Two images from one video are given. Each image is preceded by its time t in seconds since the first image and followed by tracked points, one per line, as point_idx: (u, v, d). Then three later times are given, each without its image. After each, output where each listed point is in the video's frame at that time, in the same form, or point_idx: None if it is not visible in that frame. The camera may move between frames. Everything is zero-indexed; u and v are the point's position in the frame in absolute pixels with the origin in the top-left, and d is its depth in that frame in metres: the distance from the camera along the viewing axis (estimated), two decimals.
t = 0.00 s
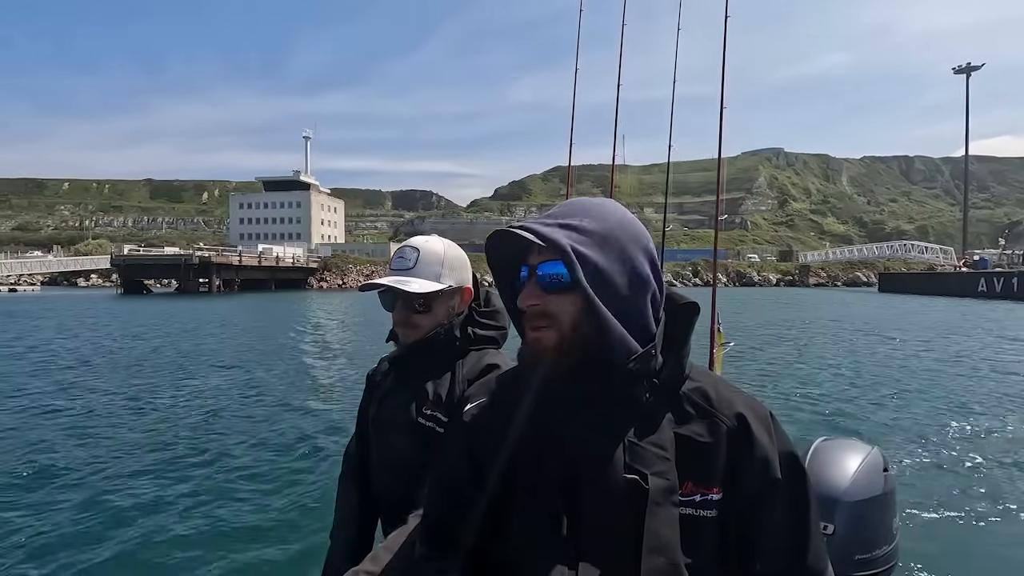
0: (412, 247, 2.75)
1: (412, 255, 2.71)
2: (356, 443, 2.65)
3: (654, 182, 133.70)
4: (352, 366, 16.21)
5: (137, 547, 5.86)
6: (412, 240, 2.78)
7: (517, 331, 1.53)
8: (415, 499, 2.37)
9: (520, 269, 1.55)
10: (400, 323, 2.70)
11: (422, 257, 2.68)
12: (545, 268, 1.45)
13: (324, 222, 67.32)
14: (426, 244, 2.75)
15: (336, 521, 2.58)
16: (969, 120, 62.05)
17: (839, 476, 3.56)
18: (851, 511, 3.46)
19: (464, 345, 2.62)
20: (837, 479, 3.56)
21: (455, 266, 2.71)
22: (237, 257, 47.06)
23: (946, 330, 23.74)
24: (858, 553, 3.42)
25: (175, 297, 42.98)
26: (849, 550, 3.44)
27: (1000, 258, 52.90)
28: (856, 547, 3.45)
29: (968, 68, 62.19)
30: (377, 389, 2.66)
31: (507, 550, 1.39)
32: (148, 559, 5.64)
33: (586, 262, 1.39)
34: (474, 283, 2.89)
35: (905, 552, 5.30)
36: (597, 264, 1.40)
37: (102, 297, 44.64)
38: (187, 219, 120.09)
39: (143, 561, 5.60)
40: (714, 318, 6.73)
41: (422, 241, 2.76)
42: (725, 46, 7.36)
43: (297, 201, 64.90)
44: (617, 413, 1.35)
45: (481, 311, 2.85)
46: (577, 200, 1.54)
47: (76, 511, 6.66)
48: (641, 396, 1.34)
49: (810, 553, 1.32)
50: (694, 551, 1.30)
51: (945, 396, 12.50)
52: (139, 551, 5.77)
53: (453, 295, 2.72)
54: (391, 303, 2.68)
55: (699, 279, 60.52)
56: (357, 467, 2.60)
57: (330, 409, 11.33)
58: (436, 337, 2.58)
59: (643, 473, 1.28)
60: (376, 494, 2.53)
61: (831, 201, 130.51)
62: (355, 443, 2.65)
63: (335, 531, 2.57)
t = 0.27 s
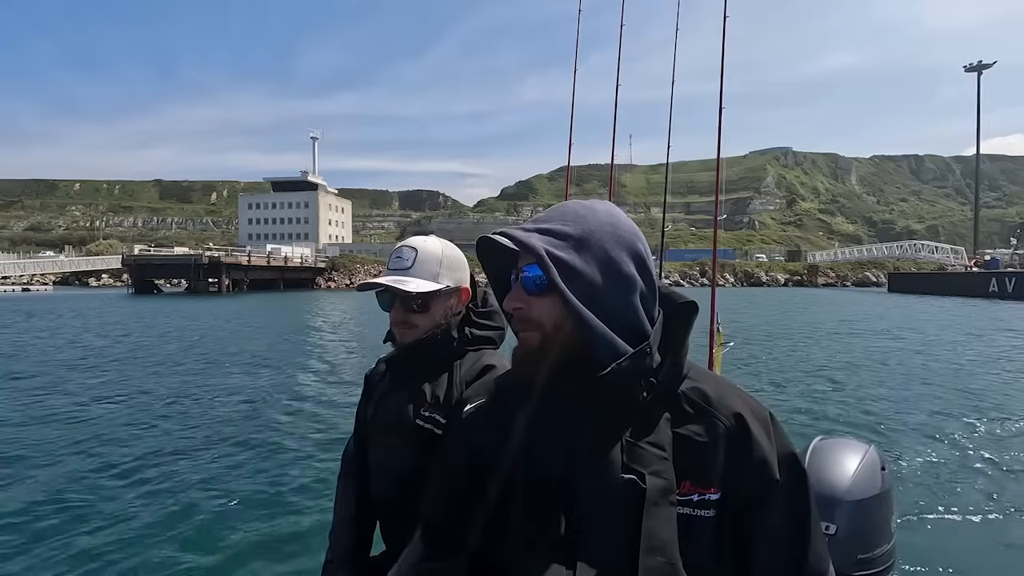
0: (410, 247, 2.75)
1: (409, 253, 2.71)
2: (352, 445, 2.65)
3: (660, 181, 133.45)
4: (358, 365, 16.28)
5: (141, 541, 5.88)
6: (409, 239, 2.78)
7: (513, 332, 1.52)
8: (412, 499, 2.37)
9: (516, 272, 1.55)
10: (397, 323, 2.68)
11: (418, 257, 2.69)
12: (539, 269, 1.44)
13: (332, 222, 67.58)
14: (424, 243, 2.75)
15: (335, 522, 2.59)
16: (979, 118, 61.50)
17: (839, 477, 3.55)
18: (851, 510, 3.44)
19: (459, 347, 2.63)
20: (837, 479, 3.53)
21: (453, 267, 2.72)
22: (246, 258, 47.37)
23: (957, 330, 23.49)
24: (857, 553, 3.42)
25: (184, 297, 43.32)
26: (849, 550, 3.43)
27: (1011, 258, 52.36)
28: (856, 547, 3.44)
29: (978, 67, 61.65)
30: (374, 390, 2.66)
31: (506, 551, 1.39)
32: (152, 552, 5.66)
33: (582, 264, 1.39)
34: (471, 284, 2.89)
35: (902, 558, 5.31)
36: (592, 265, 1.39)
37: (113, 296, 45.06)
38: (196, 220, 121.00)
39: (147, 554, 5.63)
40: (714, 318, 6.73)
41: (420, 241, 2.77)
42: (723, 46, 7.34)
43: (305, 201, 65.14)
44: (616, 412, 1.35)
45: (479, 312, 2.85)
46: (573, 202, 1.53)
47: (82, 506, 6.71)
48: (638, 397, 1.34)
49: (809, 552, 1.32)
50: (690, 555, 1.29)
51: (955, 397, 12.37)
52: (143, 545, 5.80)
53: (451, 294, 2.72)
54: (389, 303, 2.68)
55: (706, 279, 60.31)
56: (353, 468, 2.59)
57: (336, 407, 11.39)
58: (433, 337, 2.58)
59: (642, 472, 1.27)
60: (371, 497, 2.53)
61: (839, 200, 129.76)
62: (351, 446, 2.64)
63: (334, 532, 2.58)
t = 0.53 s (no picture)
0: (408, 247, 2.75)
1: (407, 254, 2.71)
2: (351, 446, 2.65)
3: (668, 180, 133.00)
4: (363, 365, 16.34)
5: (145, 538, 5.89)
6: (408, 241, 2.77)
7: (512, 333, 1.53)
8: (412, 499, 2.38)
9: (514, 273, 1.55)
10: (396, 324, 2.68)
11: (417, 257, 2.68)
12: (538, 270, 1.44)
13: (340, 222, 67.89)
14: (421, 245, 2.75)
15: (334, 523, 2.59)
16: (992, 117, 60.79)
17: (838, 478, 3.51)
18: (852, 512, 3.40)
19: (457, 349, 2.63)
20: (837, 481, 3.49)
21: (451, 268, 2.71)
22: (255, 258, 47.69)
23: (968, 331, 23.22)
24: (859, 554, 3.35)
25: (194, 297, 43.62)
26: (850, 551, 3.39)
27: None
28: (857, 549, 3.39)
29: (990, 65, 60.96)
30: (373, 391, 2.66)
31: (505, 553, 1.39)
32: (155, 549, 5.66)
33: (582, 265, 1.39)
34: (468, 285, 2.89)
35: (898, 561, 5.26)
36: (591, 266, 1.40)
37: (123, 296, 45.46)
38: (206, 220, 121.91)
39: (152, 550, 5.66)
40: (713, 319, 6.70)
41: (418, 243, 2.77)
42: (723, 47, 7.31)
43: (313, 202, 65.40)
44: (614, 412, 1.35)
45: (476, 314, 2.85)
46: (572, 203, 1.54)
47: (88, 503, 6.73)
48: (636, 396, 1.34)
49: (807, 551, 1.32)
50: (689, 553, 1.30)
51: (966, 398, 12.22)
52: (147, 542, 5.80)
53: (449, 295, 2.72)
54: (388, 304, 2.68)
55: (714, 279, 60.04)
56: (353, 469, 2.60)
57: (341, 407, 11.45)
58: (432, 338, 2.58)
59: (639, 472, 1.28)
60: (371, 499, 2.54)
61: (849, 200, 128.65)
62: (350, 447, 2.64)
63: (334, 533, 2.58)
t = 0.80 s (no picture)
0: (409, 247, 2.73)
1: (409, 254, 2.69)
2: (351, 447, 2.65)
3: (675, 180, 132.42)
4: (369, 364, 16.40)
5: (151, 538, 5.90)
6: (409, 240, 2.77)
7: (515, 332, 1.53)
8: (411, 499, 2.38)
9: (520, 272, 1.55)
10: (397, 323, 2.68)
11: (418, 256, 2.67)
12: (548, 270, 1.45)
13: (347, 222, 68.10)
14: (423, 244, 2.74)
15: (332, 523, 2.59)
16: (1005, 115, 60.05)
17: (838, 479, 3.49)
18: (851, 512, 3.40)
19: (457, 349, 2.64)
20: (837, 481, 3.49)
21: (452, 268, 2.71)
22: (264, 258, 47.94)
23: (980, 331, 22.92)
24: (858, 555, 3.36)
25: (204, 297, 43.93)
26: (849, 552, 3.39)
27: None
28: (856, 549, 3.40)
29: (1002, 63, 60.27)
30: (374, 392, 2.67)
31: (502, 545, 1.40)
32: (160, 549, 5.68)
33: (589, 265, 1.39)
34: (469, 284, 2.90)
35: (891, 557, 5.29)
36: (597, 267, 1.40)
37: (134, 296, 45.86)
38: (215, 221, 122.75)
39: (157, 549, 5.68)
40: (713, 320, 6.69)
41: (419, 242, 2.76)
42: (724, 48, 7.26)
43: (321, 202, 65.61)
44: (615, 412, 1.36)
45: (477, 314, 2.86)
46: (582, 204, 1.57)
47: (96, 503, 6.76)
48: (637, 398, 1.36)
49: (805, 551, 1.31)
50: (689, 551, 1.29)
51: (977, 399, 12.05)
52: (152, 542, 5.81)
53: (450, 295, 2.71)
54: (389, 304, 2.67)
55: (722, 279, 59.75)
56: (353, 469, 2.60)
57: (346, 406, 11.49)
58: (433, 338, 2.58)
59: (640, 471, 1.28)
60: (370, 498, 2.54)
61: (858, 200, 127.53)
62: (350, 447, 2.65)
63: (332, 532, 2.58)
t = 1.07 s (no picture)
0: (411, 245, 2.73)
1: (411, 252, 2.69)
2: (351, 446, 2.67)
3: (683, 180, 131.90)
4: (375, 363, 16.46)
5: (157, 534, 5.92)
6: (411, 237, 2.77)
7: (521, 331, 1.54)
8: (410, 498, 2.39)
9: (526, 271, 1.57)
10: (397, 321, 2.67)
11: (420, 254, 2.67)
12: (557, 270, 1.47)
13: (355, 223, 68.31)
14: (424, 242, 2.75)
15: (333, 520, 2.60)
16: (1018, 114, 59.40)
17: (838, 477, 3.48)
18: (850, 511, 3.38)
19: (457, 346, 2.64)
20: (837, 481, 3.47)
21: (453, 266, 2.71)
22: (273, 258, 48.21)
23: (992, 331, 22.61)
24: (858, 554, 3.35)
25: (213, 296, 44.25)
26: (849, 551, 3.38)
27: None
28: (856, 549, 3.38)
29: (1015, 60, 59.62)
30: (374, 390, 2.68)
31: (504, 544, 1.40)
32: (166, 545, 5.70)
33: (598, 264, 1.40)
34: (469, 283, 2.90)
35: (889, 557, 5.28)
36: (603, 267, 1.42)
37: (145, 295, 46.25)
38: (224, 221, 123.58)
39: (163, 544, 5.72)
40: (714, 318, 6.66)
41: (421, 240, 2.76)
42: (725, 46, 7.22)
43: (329, 202, 65.85)
44: (619, 412, 1.38)
45: (477, 312, 2.87)
46: (589, 204, 1.58)
47: (103, 499, 6.80)
48: (640, 397, 1.38)
49: (805, 551, 1.32)
50: (691, 549, 1.30)
51: (988, 400, 11.90)
52: (157, 538, 5.83)
53: (451, 293, 2.72)
54: (390, 301, 2.67)
55: (730, 279, 59.49)
56: (353, 468, 2.62)
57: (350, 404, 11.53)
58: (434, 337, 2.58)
59: (643, 471, 1.30)
60: (370, 496, 2.56)
61: (868, 200, 126.48)
62: (350, 445, 2.66)
63: (332, 530, 2.59)
